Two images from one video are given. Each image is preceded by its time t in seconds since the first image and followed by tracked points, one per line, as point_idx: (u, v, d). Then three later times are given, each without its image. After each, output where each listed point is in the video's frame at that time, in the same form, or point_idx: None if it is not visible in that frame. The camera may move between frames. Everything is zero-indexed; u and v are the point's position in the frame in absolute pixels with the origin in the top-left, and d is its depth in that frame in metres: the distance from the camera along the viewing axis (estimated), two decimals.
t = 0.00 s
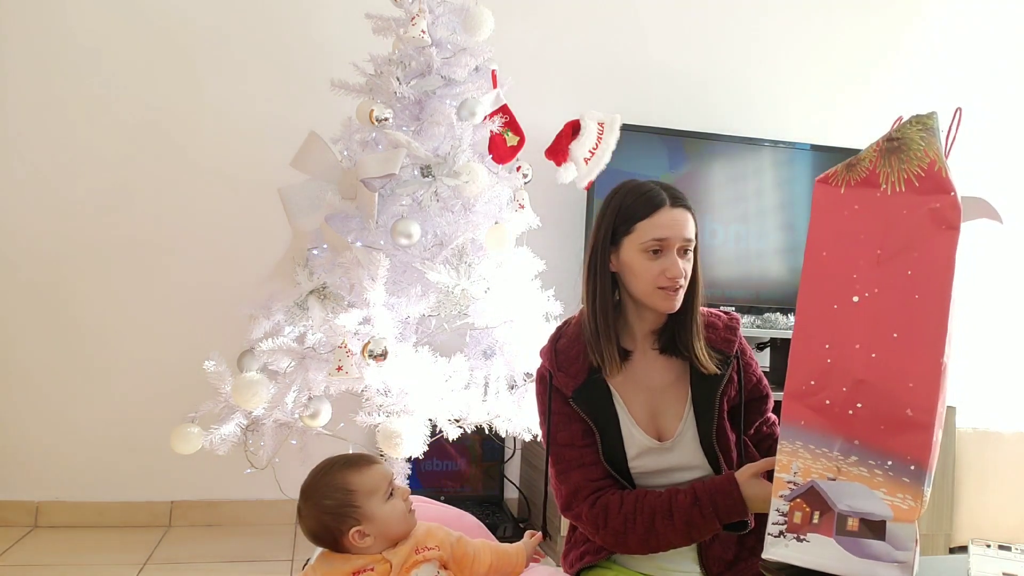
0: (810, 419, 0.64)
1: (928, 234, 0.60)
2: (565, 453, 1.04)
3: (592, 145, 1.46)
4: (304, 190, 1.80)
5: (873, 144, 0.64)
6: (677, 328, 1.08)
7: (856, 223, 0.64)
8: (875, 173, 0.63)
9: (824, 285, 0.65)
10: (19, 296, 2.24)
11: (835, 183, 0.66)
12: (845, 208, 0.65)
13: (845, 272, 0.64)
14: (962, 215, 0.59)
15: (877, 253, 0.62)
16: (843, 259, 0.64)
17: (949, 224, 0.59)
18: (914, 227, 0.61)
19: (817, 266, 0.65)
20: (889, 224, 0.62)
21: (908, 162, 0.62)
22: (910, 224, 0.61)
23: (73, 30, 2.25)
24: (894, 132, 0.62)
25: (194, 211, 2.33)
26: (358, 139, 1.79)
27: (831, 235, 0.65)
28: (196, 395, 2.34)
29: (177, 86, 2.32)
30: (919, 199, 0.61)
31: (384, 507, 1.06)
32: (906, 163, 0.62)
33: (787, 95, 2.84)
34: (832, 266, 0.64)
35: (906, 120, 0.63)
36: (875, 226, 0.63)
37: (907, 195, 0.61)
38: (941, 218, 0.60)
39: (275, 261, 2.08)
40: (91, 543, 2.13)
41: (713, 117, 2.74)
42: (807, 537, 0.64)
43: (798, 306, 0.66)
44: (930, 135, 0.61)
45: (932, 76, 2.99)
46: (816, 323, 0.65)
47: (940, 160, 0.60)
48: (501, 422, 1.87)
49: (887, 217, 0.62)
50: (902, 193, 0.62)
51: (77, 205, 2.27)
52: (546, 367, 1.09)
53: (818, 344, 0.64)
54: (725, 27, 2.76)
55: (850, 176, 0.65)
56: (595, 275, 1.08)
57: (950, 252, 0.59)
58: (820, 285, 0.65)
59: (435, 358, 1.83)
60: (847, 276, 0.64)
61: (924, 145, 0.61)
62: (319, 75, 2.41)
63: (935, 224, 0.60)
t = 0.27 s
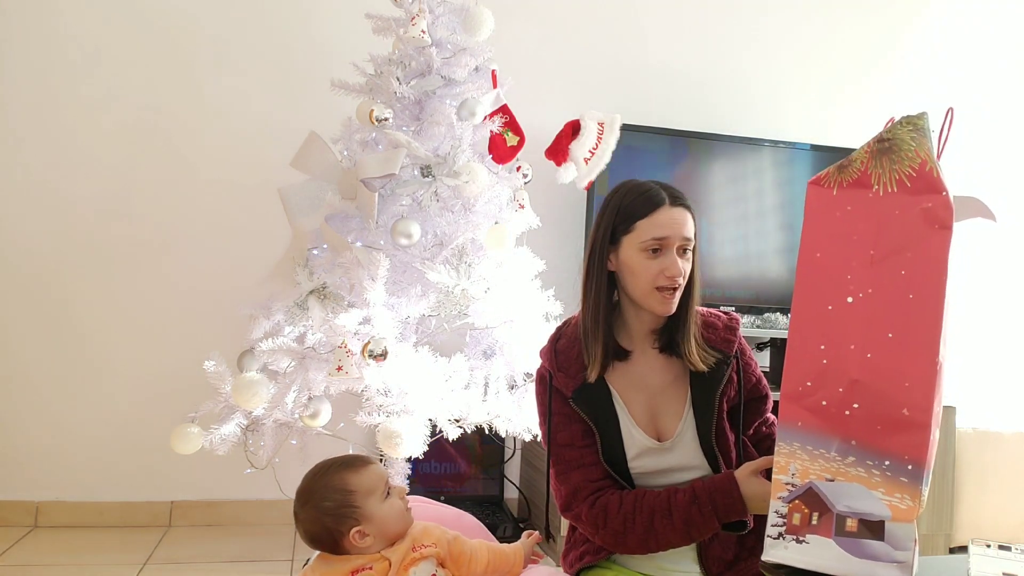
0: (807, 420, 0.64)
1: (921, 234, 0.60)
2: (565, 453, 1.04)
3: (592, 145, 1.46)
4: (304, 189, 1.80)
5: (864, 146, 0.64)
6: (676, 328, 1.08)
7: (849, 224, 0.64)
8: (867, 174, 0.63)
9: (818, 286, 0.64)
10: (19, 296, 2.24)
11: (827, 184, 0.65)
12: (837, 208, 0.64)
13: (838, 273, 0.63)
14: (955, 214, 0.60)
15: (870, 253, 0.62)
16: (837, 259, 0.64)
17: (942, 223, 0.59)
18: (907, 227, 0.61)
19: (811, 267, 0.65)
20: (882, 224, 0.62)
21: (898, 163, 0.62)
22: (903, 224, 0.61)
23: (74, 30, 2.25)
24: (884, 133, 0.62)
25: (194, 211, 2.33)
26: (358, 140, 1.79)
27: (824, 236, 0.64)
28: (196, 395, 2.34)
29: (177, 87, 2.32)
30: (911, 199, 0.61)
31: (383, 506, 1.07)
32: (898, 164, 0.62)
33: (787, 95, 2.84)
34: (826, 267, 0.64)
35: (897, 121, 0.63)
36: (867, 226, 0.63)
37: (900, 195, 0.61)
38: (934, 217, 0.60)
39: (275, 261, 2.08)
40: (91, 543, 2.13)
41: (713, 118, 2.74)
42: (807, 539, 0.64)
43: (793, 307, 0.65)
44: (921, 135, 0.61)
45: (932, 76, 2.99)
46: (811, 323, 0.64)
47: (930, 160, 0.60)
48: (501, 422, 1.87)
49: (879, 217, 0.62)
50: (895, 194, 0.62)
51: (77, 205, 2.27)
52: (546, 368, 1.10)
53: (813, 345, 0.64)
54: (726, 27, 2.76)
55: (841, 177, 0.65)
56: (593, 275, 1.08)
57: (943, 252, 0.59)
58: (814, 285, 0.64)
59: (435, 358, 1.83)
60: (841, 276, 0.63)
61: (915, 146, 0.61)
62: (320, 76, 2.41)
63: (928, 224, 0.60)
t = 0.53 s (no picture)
0: (810, 418, 0.64)
1: (927, 233, 0.60)
2: (565, 453, 1.04)
3: (592, 145, 1.46)
4: (304, 189, 1.80)
5: (873, 144, 0.65)
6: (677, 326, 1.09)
7: (855, 223, 0.64)
8: (875, 174, 0.63)
9: (824, 285, 0.65)
10: (19, 296, 2.24)
11: (834, 183, 0.66)
12: (844, 208, 0.64)
13: (844, 271, 0.64)
14: (962, 215, 0.59)
15: (877, 252, 0.62)
16: (843, 258, 0.64)
17: (949, 224, 0.59)
18: (913, 227, 0.61)
19: (816, 266, 0.65)
20: (889, 224, 0.62)
21: (907, 162, 0.62)
22: (910, 224, 0.61)
23: (73, 30, 2.25)
24: (893, 132, 0.63)
25: (194, 211, 2.33)
26: (358, 139, 1.78)
27: (831, 235, 0.65)
28: (196, 395, 2.34)
29: (177, 87, 2.32)
30: (918, 199, 0.61)
31: (377, 505, 1.07)
32: (906, 163, 0.62)
33: (787, 95, 2.84)
34: (832, 266, 0.64)
35: (906, 120, 0.63)
36: (874, 225, 0.63)
37: (907, 195, 0.61)
38: (941, 217, 0.59)
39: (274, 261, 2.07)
40: (91, 543, 2.13)
41: (713, 118, 2.74)
42: (808, 537, 0.63)
43: (798, 306, 0.65)
44: (929, 135, 0.61)
45: (932, 76, 2.99)
46: (815, 322, 0.65)
47: (939, 161, 0.60)
48: (501, 422, 1.87)
49: (886, 217, 0.62)
50: (902, 193, 0.62)
51: (77, 205, 2.27)
52: (546, 368, 1.10)
53: (818, 344, 0.64)
54: (725, 27, 2.76)
55: (849, 177, 0.65)
56: (594, 275, 1.08)
57: (950, 252, 0.59)
58: (819, 284, 0.65)
59: (435, 358, 1.83)
60: (847, 276, 0.64)
61: (923, 145, 0.61)
62: (320, 75, 2.41)
63: (935, 224, 0.60)
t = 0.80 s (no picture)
0: (812, 417, 0.64)
1: (934, 234, 0.60)
2: (566, 453, 1.04)
3: (592, 145, 1.46)
4: (304, 190, 1.79)
5: (880, 144, 0.65)
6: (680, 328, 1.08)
7: (862, 223, 0.64)
8: (882, 173, 0.64)
9: (829, 284, 0.64)
10: (18, 296, 2.24)
11: (841, 182, 0.66)
12: (851, 207, 0.64)
13: (849, 271, 0.64)
14: (969, 215, 0.59)
15: (883, 252, 0.62)
16: (848, 258, 0.64)
17: (956, 224, 0.59)
18: (920, 226, 0.61)
19: (822, 265, 0.65)
20: (895, 224, 0.62)
21: (915, 162, 0.62)
22: (916, 224, 0.61)
23: (73, 30, 2.25)
24: (901, 131, 0.63)
25: (193, 211, 2.33)
26: (358, 139, 1.78)
27: (837, 234, 0.65)
28: (196, 395, 2.34)
29: (176, 87, 2.32)
30: (925, 198, 0.61)
31: (372, 507, 1.07)
32: (914, 163, 0.62)
33: (786, 95, 2.84)
34: (837, 265, 0.64)
35: (913, 120, 0.63)
36: (880, 224, 0.63)
37: (914, 195, 0.61)
38: (948, 217, 0.59)
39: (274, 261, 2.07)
40: (91, 543, 2.13)
41: (712, 117, 2.74)
42: (808, 536, 0.63)
43: (802, 305, 0.65)
44: (938, 135, 0.61)
45: (932, 76, 2.99)
46: (820, 321, 0.65)
47: (947, 160, 0.61)
48: (501, 422, 1.87)
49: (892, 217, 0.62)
50: (909, 193, 0.62)
51: (76, 205, 2.26)
52: (547, 367, 1.10)
53: (822, 343, 0.64)
54: (725, 27, 2.76)
55: (857, 175, 0.65)
56: (596, 275, 1.08)
57: (956, 253, 0.59)
58: (824, 283, 0.65)
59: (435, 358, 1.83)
60: (852, 275, 0.63)
61: (931, 145, 0.62)
62: (320, 75, 2.41)
63: (942, 224, 0.60)
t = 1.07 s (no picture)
0: (810, 418, 0.64)
1: (926, 234, 0.60)
2: (567, 453, 1.04)
3: (592, 145, 1.46)
4: (304, 190, 1.79)
5: (873, 143, 0.64)
6: (679, 329, 1.08)
7: (855, 223, 0.63)
8: (875, 173, 0.63)
9: (823, 285, 0.64)
10: (19, 296, 2.24)
11: (834, 184, 0.65)
12: (844, 208, 0.64)
13: (844, 271, 0.63)
14: (962, 214, 0.59)
15: (876, 252, 0.62)
16: (843, 257, 0.64)
17: (949, 223, 0.59)
18: (913, 226, 0.61)
19: (816, 265, 0.65)
20: (888, 224, 0.62)
21: (907, 162, 0.61)
22: (909, 223, 0.61)
23: (73, 31, 2.25)
24: (893, 132, 0.62)
25: (193, 211, 2.33)
26: (358, 140, 1.79)
27: (830, 234, 0.64)
28: (196, 395, 2.34)
29: (176, 87, 2.32)
30: (917, 198, 0.61)
31: (379, 495, 1.08)
32: (906, 162, 0.61)
33: (787, 95, 2.84)
34: (831, 265, 0.64)
35: (906, 120, 0.62)
36: (874, 224, 0.62)
37: (906, 195, 0.61)
38: (941, 217, 0.59)
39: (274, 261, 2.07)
40: (91, 543, 2.13)
41: (712, 118, 2.74)
42: (807, 536, 0.63)
43: (797, 306, 0.65)
44: (930, 135, 0.61)
45: (932, 77, 2.99)
46: (815, 321, 0.64)
47: (939, 160, 0.60)
48: (501, 422, 1.87)
49: (886, 216, 0.62)
50: (902, 193, 0.61)
51: (77, 205, 2.27)
52: (547, 366, 1.10)
53: (817, 344, 0.64)
54: (725, 27, 2.76)
55: (849, 177, 0.64)
56: (596, 274, 1.08)
57: (949, 253, 0.59)
58: (819, 284, 0.64)
59: (435, 358, 1.83)
60: (846, 275, 0.63)
61: (923, 145, 0.61)
62: (320, 75, 2.41)
63: (934, 224, 0.60)
